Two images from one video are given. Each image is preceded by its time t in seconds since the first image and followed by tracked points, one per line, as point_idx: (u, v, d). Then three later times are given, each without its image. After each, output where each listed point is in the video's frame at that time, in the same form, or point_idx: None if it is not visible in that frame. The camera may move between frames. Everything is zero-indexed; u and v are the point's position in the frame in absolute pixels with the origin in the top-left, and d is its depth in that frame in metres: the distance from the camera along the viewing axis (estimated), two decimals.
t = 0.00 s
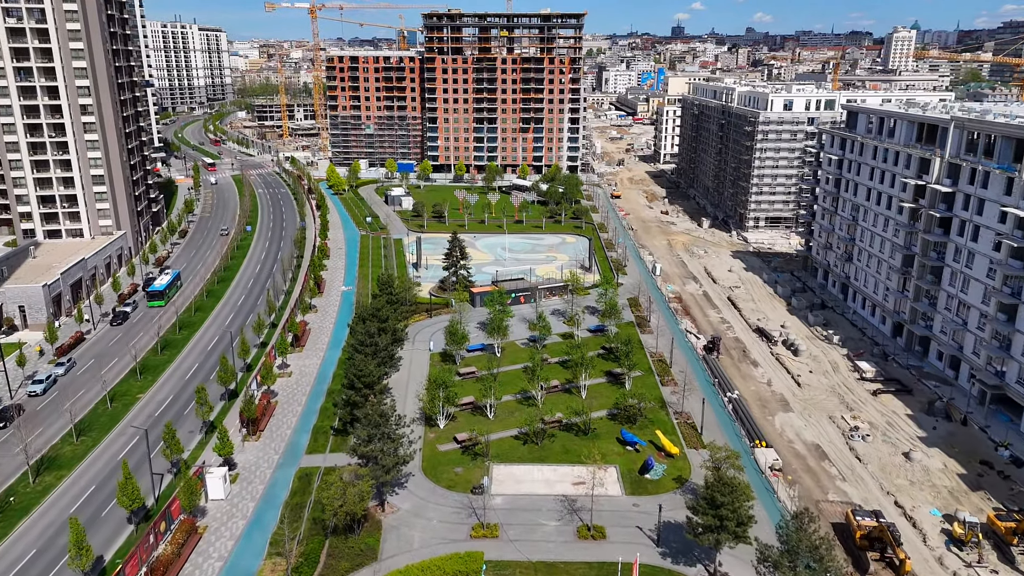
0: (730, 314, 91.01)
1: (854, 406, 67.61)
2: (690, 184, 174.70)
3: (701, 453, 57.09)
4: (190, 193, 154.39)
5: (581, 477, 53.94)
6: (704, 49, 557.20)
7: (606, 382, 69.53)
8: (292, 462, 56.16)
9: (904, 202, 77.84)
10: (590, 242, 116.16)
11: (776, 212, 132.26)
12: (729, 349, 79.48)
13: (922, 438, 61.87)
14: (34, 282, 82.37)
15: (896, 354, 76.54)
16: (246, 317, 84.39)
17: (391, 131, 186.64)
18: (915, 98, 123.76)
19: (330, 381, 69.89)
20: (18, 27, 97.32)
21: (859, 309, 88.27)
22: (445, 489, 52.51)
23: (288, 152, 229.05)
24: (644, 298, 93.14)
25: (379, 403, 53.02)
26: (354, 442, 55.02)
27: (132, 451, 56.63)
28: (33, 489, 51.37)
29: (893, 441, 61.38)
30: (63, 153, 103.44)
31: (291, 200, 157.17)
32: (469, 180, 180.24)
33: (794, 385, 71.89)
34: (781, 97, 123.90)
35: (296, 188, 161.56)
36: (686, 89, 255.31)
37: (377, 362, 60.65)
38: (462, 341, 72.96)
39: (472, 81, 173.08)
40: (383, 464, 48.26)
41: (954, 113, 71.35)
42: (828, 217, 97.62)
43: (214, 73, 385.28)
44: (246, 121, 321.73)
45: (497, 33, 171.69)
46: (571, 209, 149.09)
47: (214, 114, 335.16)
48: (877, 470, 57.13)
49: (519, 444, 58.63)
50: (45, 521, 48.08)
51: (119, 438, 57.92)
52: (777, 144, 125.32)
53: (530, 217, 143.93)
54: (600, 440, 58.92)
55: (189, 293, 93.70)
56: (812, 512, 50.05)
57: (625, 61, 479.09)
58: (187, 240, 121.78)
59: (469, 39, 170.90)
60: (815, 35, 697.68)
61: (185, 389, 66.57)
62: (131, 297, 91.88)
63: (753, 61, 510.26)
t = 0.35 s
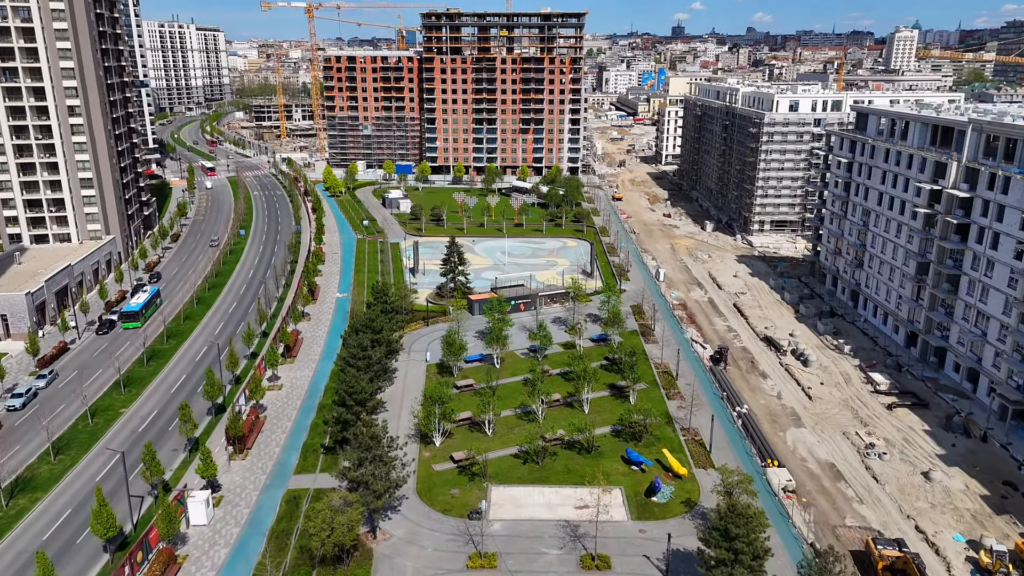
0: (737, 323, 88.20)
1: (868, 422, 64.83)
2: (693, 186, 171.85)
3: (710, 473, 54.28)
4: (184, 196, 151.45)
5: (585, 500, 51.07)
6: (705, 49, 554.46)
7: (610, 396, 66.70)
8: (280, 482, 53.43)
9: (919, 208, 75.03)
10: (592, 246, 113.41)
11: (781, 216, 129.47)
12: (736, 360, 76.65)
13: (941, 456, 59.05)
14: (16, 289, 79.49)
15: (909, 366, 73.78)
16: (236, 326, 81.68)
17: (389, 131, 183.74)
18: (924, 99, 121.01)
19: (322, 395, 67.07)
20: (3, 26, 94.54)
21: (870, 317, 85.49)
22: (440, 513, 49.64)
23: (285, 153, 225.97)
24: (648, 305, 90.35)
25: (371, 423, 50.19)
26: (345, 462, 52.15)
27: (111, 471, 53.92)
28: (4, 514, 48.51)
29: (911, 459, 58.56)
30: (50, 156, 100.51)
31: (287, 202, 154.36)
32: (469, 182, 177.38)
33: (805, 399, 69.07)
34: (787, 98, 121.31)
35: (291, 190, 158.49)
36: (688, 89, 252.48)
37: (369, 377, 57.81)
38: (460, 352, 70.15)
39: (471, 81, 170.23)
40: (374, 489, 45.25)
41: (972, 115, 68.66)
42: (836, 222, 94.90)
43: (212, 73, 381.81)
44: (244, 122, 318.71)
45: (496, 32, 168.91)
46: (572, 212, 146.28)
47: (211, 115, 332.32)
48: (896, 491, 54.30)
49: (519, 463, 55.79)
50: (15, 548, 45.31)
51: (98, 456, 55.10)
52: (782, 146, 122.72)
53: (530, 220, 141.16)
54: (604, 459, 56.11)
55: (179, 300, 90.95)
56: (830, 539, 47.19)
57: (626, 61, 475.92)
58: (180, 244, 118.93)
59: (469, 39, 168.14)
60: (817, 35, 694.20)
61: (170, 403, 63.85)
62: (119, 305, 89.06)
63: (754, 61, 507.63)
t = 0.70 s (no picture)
0: (744, 332, 85.23)
1: (885, 439, 61.87)
2: (695, 188, 168.90)
3: (720, 496, 51.35)
4: (177, 199, 148.41)
5: (588, 527, 48.09)
6: (706, 49, 551.74)
7: (615, 412, 63.72)
8: (266, 507, 50.46)
9: (935, 214, 72.06)
10: (594, 251, 110.45)
11: (787, 219, 126.52)
12: (745, 372, 73.64)
13: (963, 477, 56.10)
14: None
15: (925, 379, 70.81)
16: (226, 336, 78.69)
17: (387, 133, 180.72)
18: (933, 100, 118.11)
19: (312, 411, 64.09)
20: None
21: (882, 326, 82.58)
22: (434, 542, 46.65)
23: (281, 155, 222.89)
24: (652, 313, 87.35)
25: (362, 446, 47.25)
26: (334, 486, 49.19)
27: (87, 495, 51.00)
28: None
29: (931, 481, 55.60)
30: (35, 159, 97.43)
31: (282, 204, 151.35)
32: (467, 184, 174.36)
33: (817, 414, 66.09)
34: (793, 99, 118.50)
35: (286, 193, 155.42)
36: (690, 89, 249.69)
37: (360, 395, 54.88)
38: (456, 364, 67.20)
39: (470, 82, 167.27)
40: (363, 519, 42.30)
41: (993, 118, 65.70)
42: (846, 227, 91.95)
43: (209, 73, 378.71)
44: (242, 123, 315.84)
45: (496, 32, 165.94)
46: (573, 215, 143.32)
47: (209, 116, 329.23)
48: (917, 516, 51.32)
49: (518, 485, 52.80)
50: None
51: (75, 480, 52.12)
52: (788, 148, 119.87)
53: (530, 223, 138.22)
54: (608, 481, 53.12)
55: (167, 308, 87.94)
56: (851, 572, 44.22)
57: (626, 61, 472.92)
58: (171, 248, 115.91)
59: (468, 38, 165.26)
60: (818, 35, 691.14)
61: (152, 421, 60.86)
62: (105, 314, 86.04)
63: (755, 61, 504.86)
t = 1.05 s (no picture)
0: (752, 342, 82.32)
1: (903, 458, 58.97)
2: (698, 190, 165.97)
3: (732, 522, 48.48)
4: (171, 202, 145.55)
5: (593, 557, 45.15)
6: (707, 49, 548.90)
7: (619, 429, 60.78)
8: (250, 535, 47.49)
9: (953, 221, 69.18)
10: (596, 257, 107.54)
11: (793, 223, 123.63)
12: (754, 385, 70.74)
13: (987, 500, 53.17)
14: None
15: (943, 393, 67.85)
16: (214, 347, 75.79)
17: (384, 134, 177.69)
18: (943, 101, 115.30)
19: (302, 428, 61.19)
20: None
21: (895, 336, 79.67)
22: (429, 574, 43.73)
23: (278, 156, 219.88)
24: (657, 322, 84.50)
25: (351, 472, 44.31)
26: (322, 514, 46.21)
27: (60, 523, 48.08)
28: None
29: (954, 504, 52.70)
30: (20, 162, 94.26)
31: (278, 207, 148.35)
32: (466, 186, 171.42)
33: (830, 430, 63.19)
34: (799, 100, 115.82)
35: (282, 196, 152.43)
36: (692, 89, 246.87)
37: (351, 415, 51.94)
38: (454, 378, 64.34)
39: (470, 82, 164.39)
40: (351, 554, 39.42)
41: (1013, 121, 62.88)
42: (857, 233, 89.06)
43: (207, 74, 375.92)
44: (239, 124, 313.03)
45: (495, 31, 163.11)
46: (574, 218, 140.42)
47: (206, 116, 326.26)
48: (941, 544, 48.43)
49: (518, 510, 49.89)
50: None
51: (48, 506, 49.19)
52: (794, 150, 117.14)
53: (530, 227, 135.31)
54: (613, 506, 50.18)
55: (154, 317, 85.05)
56: None
57: (626, 62, 470.01)
58: (163, 253, 112.97)
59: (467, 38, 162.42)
60: (819, 35, 688.20)
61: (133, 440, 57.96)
62: (90, 323, 83.10)
63: (756, 61, 502.39)
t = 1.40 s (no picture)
0: (761, 352, 79.29)
1: (923, 479, 56.00)
2: (701, 193, 163.03)
3: (746, 553, 45.48)
4: (163, 206, 142.54)
5: None
6: (707, 49, 546.01)
7: (625, 449, 57.78)
8: (233, 567, 44.52)
9: (973, 228, 66.25)
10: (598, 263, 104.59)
11: (800, 227, 120.63)
12: (764, 400, 67.72)
13: (1015, 526, 50.19)
14: None
15: (962, 408, 64.92)
16: (201, 359, 72.79)
17: (382, 136, 174.58)
18: (953, 103, 112.51)
19: (290, 446, 58.22)
20: None
21: (909, 347, 76.72)
22: None
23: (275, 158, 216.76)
24: (661, 332, 81.48)
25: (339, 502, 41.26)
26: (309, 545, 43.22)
27: (29, 555, 45.18)
28: None
29: (980, 530, 49.70)
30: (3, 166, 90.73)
31: (273, 210, 145.39)
32: (465, 188, 168.43)
33: (846, 448, 60.18)
34: (807, 101, 112.90)
35: (277, 198, 149.31)
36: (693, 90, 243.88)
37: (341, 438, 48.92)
38: (451, 394, 61.38)
39: (469, 83, 161.40)
40: None
41: None
42: (868, 239, 86.09)
43: (205, 74, 372.74)
44: (237, 124, 309.71)
45: (495, 31, 160.05)
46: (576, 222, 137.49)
47: (203, 117, 322.92)
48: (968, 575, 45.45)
49: (518, 539, 46.84)
50: None
51: (18, 536, 46.35)
52: (801, 153, 114.24)
53: (531, 230, 132.39)
54: (619, 535, 47.15)
55: (141, 327, 82.04)
56: None
57: (627, 62, 466.96)
58: (153, 259, 109.89)
59: (466, 38, 159.45)
60: (820, 35, 685.36)
61: (112, 462, 54.99)
62: (75, 333, 80.10)
63: (756, 61, 499.57)
